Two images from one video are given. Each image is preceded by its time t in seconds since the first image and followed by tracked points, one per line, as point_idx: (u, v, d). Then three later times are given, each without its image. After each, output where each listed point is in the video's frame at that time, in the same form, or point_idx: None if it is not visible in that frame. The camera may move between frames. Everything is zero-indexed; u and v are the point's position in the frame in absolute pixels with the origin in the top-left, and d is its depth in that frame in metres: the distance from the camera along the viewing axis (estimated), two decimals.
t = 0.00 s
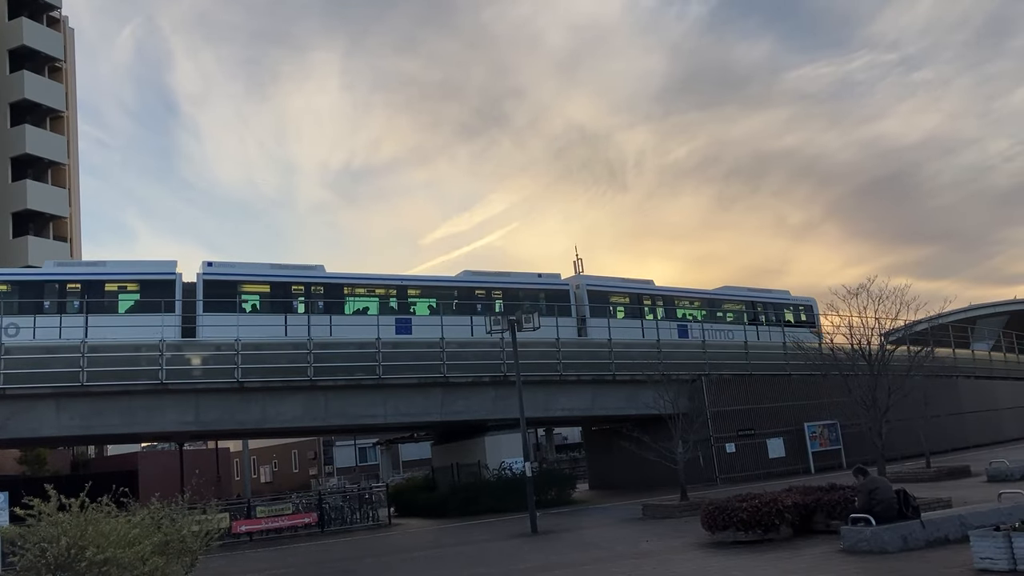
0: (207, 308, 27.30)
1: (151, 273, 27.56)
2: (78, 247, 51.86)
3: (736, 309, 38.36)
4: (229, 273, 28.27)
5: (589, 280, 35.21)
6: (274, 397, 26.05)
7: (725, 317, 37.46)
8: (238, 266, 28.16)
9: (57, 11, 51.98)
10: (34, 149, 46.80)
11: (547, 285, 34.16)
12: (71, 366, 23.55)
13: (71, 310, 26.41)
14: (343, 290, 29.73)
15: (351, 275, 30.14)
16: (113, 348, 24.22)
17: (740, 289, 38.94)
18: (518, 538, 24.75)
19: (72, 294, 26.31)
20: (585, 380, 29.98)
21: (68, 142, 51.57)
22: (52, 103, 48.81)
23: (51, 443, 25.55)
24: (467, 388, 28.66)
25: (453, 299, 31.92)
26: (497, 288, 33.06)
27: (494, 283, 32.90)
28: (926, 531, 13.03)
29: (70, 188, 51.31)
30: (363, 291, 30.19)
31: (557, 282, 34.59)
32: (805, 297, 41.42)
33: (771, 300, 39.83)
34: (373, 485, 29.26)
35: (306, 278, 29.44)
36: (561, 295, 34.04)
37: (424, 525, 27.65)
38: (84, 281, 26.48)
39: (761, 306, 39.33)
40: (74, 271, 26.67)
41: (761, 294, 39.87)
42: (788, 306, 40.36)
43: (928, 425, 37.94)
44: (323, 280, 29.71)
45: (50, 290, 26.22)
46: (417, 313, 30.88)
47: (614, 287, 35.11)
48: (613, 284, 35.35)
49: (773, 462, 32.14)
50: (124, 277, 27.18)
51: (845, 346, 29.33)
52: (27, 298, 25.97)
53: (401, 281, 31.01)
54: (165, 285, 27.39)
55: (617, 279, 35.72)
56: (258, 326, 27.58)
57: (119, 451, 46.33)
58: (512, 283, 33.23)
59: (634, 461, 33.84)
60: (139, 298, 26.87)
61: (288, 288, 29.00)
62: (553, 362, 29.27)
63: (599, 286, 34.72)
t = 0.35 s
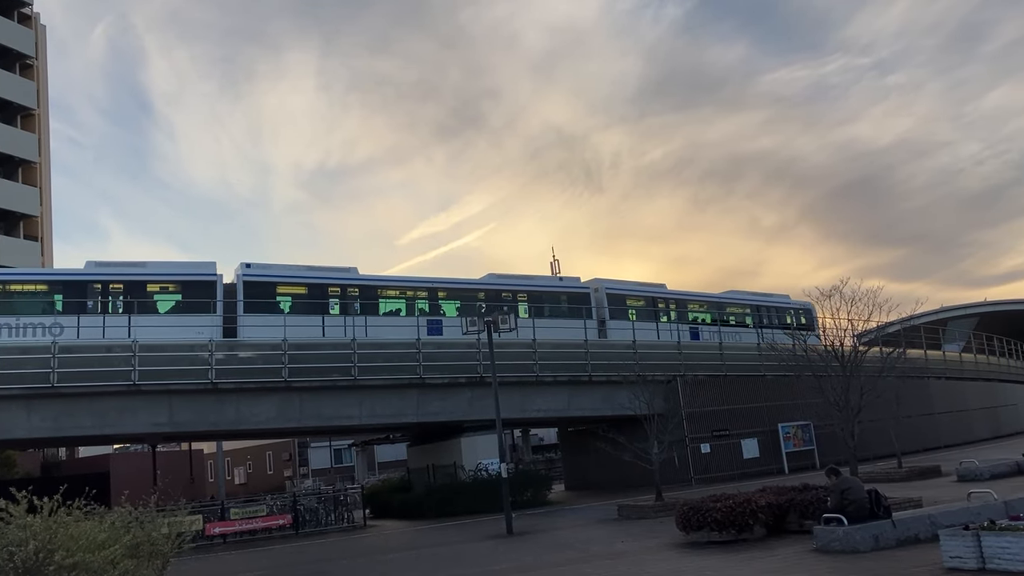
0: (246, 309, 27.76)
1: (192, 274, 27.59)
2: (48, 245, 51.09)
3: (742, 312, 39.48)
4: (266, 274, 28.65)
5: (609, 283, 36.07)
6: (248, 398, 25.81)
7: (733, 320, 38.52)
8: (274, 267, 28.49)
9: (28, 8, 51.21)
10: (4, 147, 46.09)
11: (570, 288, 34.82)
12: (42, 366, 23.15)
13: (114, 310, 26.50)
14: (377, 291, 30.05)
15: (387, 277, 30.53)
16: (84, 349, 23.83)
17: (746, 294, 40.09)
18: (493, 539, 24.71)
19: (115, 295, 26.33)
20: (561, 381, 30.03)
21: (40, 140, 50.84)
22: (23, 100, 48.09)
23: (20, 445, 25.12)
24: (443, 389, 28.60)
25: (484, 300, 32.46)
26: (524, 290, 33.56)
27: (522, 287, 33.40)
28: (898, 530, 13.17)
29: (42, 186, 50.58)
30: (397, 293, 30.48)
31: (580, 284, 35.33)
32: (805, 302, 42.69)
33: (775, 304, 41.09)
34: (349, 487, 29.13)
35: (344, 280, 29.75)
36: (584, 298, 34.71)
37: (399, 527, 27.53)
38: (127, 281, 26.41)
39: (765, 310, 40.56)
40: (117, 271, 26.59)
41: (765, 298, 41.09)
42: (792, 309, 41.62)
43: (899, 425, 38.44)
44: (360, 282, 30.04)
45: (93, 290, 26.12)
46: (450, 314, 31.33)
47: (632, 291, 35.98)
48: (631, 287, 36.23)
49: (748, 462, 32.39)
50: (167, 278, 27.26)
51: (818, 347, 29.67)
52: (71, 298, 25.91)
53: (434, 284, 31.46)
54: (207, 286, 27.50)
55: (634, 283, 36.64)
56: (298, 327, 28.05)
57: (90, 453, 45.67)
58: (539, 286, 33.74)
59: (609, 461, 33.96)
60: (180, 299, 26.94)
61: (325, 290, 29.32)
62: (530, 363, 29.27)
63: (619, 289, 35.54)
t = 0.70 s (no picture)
0: (287, 310, 28.50)
1: (232, 276, 28.21)
2: (20, 245, 50.31)
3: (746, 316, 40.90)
4: (305, 276, 29.44)
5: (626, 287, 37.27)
6: (223, 399, 25.57)
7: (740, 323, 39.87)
8: (313, 270, 29.28)
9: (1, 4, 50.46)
10: None
11: (589, 292, 35.88)
12: (13, 366, 22.79)
13: (156, 309, 26.92)
14: (410, 293, 30.91)
15: (420, 280, 31.40)
16: (54, 350, 23.45)
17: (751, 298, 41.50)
18: (470, 541, 24.64)
19: (158, 295, 26.82)
20: (538, 383, 30.05)
21: (14, 137, 50.14)
22: None
23: None
24: (420, 390, 28.52)
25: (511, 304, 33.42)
26: (548, 293, 34.56)
27: (547, 290, 34.33)
28: (871, 531, 13.29)
29: (16, 184, 49.89)
30: (429, 296, 31.43)
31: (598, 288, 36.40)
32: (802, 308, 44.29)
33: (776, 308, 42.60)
34: (325, 489, 28.95)
35: (379, 282, 30.55)
36: (602, 301, 35.78)
37: (376, 529, 27.39)
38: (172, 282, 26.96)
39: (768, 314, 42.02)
40: (160, 272, 27.12)
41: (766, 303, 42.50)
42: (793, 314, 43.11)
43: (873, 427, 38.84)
44: (393, 285, 30.84)
45: (137, 290, 26.50)
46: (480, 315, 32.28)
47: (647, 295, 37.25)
48: (645, 291, 37.45)
49: (724, 463, 32.60)
50: (208, 279, 27.86)
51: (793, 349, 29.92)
52: (114, 298, 26.17)
53: (464, 287, 32.28)
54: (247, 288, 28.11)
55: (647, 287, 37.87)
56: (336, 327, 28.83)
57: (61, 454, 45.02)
58: (560, 289, 34.78)
59: (586, 462, 34.04)
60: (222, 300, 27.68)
61: (360, 292, 30.12)
62: (507, 364, 29.26)
63: (635, 293, 36.78)
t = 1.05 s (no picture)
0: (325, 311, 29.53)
1: (272, 278, 29.10)
2: None
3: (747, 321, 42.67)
4: (344, 278, 30.49)
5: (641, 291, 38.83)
6: (199, 400, 25.31)
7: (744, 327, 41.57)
8: (350, 272, 30.41)
9: None
10: None
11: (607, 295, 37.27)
12: None
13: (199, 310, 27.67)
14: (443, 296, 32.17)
15: (452, 284, 32.64)
16: (30, 350, 23.09)
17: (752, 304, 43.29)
18: (447, 542, 24.57)
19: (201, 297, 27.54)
20: (516, 384, 30.04)
21: None
22: None
23: None
24: (397, 392, 28.43)
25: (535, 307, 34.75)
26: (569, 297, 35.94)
27: (567, 294, 35.72)
28: (845, 531, 13.40)
29: None
30: (456, 298, 32.41)
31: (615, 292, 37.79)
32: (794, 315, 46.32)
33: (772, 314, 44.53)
34: (302, 490, 28.77)
35: (412, 286, 31.75)
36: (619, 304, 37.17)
37: (353, 531, 27.22)
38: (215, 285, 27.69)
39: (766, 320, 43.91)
40: (202, 274, 27.87)
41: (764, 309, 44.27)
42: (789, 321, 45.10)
43: (848, 428, 39.21)
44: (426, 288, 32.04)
45: (182, 292, 27.22)
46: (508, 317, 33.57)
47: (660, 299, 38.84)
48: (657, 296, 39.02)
49: (701, 464, 32.79)
50: (248, 281, 28.68)
51: (769, 350, 30.17)
52: (160, 299, 26.85)
53: (493, 290, 33.57)
54: (287, 289, 29.01)
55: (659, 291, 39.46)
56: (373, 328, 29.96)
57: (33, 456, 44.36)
58: (579, 293, 36.18)
59: (564, 463, 34.09)
60: (265, 301, 28.61)
61: (395, 295, 31.28)
62: (486, 366, 29.23)
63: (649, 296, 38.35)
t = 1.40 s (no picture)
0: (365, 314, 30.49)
1: (315, 282, 29.87)
2: None
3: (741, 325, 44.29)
4: (380, 281, 31.38)
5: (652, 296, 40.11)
6: (173, 401, 25.02)
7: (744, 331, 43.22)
8: (387, 276, 31.38)
9: None
10: None
11: (622, 300, 38.40)
12: None
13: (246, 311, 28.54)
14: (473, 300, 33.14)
15: (481, 288, 33.64)
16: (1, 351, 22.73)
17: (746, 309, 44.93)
18: (423, 545, 24.47)
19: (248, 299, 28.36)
20: (493, 386, 30.01)
21: None
22: None
23: None
24: (373, 394, 28.31)
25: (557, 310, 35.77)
26: (588, 302, 37.04)
27: (585, 298, 36.83)
28: (819, 532, 13.51)
29: None
30: (486, 302, 33.67)
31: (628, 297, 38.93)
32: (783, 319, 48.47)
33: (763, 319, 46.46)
34: (277, 492, 28.54)
35: (445, 290, 32.70)
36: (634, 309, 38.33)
37: (329, 533, 27.04)
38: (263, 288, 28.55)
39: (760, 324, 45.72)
40: (249, 277, 28.64)
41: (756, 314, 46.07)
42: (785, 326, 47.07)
43: (822, 429, 39.58)
44: (457, 292, 32.97)
45: (230, 294, 28.03)
46: (533, 320, 34.67)
47: (671, 304, 40.27)
48: (666, 301, 40.38)
49: (677, 465, 32.95)
50: (291, 284, 29.56)
51: (745, 352, 30.40)
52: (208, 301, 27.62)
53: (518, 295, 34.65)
54: (324, 292, 29.89)
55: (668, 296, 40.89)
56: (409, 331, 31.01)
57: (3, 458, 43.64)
58: (597, 297, 37.33)
59: (540, 465, 34.10)
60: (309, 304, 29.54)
61: (428, 298, 32.21)
62: (463, 368, 29.18)
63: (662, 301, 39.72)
